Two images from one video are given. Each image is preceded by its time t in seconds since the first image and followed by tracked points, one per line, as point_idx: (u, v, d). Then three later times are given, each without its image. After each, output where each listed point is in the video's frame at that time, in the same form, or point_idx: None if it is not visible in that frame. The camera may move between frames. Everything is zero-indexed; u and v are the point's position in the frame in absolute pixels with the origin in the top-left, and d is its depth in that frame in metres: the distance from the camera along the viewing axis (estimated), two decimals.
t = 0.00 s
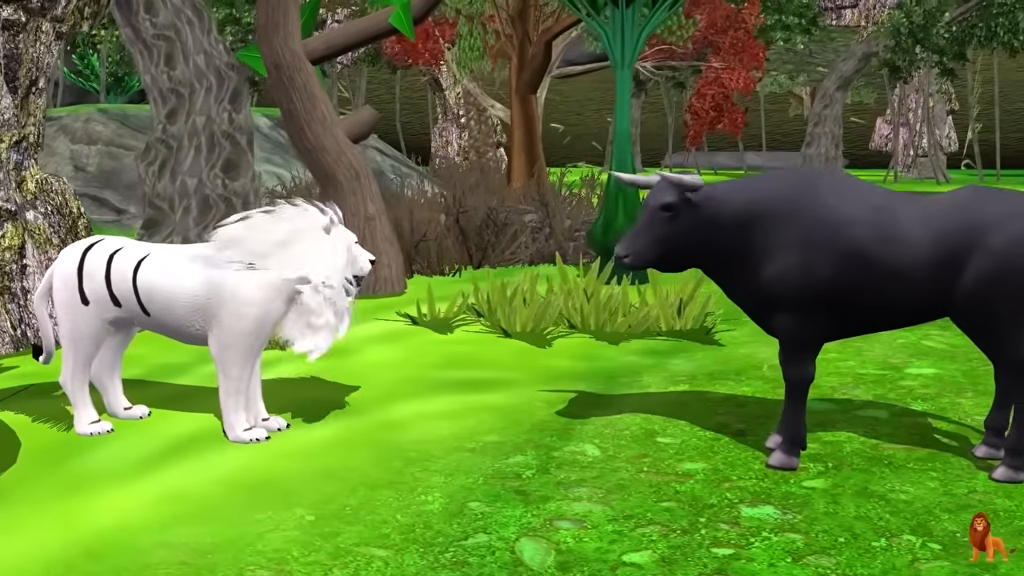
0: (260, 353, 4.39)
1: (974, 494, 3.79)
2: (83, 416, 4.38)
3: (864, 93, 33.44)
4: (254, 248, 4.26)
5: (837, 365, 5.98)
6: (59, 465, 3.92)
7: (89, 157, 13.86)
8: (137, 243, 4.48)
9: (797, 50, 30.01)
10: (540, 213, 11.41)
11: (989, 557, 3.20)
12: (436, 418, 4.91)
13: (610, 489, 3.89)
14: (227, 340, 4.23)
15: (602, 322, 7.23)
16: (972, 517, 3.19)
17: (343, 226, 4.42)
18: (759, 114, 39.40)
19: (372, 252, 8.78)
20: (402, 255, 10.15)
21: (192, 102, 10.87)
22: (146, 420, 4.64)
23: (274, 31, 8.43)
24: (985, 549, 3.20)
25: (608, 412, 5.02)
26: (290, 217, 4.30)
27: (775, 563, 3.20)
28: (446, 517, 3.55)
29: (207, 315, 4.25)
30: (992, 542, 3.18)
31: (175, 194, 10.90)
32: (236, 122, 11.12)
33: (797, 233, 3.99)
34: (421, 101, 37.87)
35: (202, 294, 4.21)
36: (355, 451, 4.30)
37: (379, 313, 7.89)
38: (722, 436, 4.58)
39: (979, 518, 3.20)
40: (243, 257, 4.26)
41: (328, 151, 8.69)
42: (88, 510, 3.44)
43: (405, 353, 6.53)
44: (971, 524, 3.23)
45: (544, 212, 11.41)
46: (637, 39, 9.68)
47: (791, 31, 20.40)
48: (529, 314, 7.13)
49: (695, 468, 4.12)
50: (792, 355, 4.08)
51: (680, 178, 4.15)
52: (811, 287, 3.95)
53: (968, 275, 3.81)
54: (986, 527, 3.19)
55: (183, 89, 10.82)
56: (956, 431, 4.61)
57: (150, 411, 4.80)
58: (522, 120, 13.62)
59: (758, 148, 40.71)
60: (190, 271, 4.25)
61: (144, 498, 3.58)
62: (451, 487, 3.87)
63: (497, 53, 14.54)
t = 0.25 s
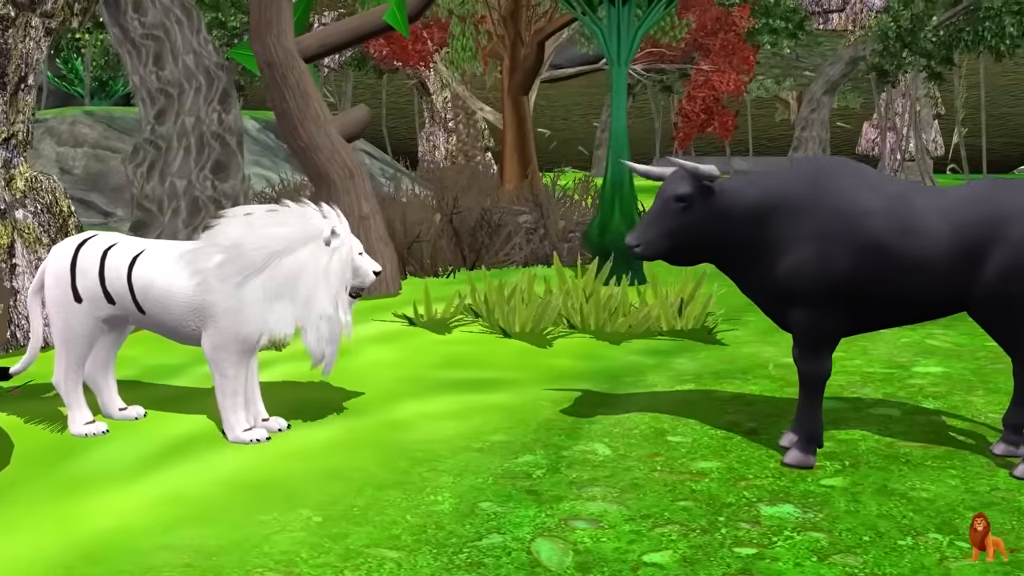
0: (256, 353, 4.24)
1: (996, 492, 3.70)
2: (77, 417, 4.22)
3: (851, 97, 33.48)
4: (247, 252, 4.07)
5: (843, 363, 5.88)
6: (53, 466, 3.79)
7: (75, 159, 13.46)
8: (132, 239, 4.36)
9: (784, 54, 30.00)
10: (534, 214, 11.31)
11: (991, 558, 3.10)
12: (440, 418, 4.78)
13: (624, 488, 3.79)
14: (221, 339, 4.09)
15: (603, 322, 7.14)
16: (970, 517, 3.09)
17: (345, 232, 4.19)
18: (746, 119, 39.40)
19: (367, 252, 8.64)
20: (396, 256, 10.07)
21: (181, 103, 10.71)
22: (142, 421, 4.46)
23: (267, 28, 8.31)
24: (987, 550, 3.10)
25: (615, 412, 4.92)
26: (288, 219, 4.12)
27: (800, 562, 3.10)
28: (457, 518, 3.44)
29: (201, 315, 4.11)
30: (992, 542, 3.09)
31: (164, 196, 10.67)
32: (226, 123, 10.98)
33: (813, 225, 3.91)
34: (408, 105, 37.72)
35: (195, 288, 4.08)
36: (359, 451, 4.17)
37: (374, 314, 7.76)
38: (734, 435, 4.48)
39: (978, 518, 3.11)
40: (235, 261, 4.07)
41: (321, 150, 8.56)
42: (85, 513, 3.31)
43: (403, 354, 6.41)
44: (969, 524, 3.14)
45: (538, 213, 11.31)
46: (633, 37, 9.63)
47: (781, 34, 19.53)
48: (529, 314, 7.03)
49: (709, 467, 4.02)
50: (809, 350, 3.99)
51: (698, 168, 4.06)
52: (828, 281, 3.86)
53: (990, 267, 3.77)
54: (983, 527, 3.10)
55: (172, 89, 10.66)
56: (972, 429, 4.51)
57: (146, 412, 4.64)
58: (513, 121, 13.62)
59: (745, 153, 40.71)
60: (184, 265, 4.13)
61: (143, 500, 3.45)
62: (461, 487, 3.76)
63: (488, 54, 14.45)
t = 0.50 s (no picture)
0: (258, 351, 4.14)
1: (1014, 491, 3.62)
2: (74, 417, 4.12)
3: (848, 100, 33.45)
4: (242, 242, 3.99)
5: (850, 361, 5.79)
6: (51, 467, 3.70)
7: (70, 161, 13.35)
8: (131, 235, 4.28)
9: (780, 57, 29.95)
10: (534, 214, 11.24)
11: (989, 557, 3.03)
12: (444, 418, 4.69)
13: (634, 488, 3.72)
14: (222, 337, 4.00)
15: (605, 322, 7.07)
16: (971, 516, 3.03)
17: (344, 221, 4.10)
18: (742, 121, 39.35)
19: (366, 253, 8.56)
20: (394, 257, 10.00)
21: (177, 103, 10.62)
22: (141, 421, 4.37)
23: (264, 26, 8.22)
24: (985, 549, 3.03)
25: (621, 411, 4.84)
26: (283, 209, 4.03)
27: (817, 562, 3.03)
28: (465, 518, 3.36)
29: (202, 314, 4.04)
30: (992, 542, 3.02)
31: (160, 197, 10.60)
32: (222, 123, 10.91)
33: (827, 219, 3.85)
34: (403, 108, 37.59)
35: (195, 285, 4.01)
36: (363, 451, 4.08)
37: (374, 315, 7.68)
38: (743, 434, 4.40)
39: (978, 517, 3.05)
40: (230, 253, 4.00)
41: (320, 149, 8.48)
42: (84, 514, 3.22)
43: (405, 354, 6.33)
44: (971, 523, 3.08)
45: (538, 213, 11.24)
46: (634, 36, 9.57)
47: (775, 36, 19.34)
48: (531, 314, 6.95)
49: (720, 467, 3.94)
50: (821, 347, 3.93)
51: (710, 161, 4.00)
52: (842, 276, 3.80)
53: (1006, 264, 3.71)
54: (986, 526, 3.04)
55: (168, 89, 10.56)
56: (986, 427, 4.43)
57: (145, 413, 4.54)
58: (512, 122, 13.63)
59: (742, 156, 40.67)
60: (184, 260, 4.05)
61: (143, 501, 3.36)
62: (468, 487, 3.68)
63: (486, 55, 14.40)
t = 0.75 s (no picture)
0: (269, 347, 4.10)
1: None
2: (78, 416, 4.12)
3: (869, 100, 33.14)
4: (231, 230, 3.96)
5: (865, 364, 5.66)
6: (53, 466, 3.69)
7: (87, 160, 13.43)
8: (137, 233, 4.27)
9: (800, 57, 29.69)
10: (548, 213, 11.18)
11: (988, 558, 2.98)
12: (450, 418, 4.65)
13: (639, 491, 3.67)
14: (231, 335, 3.97)
15: (617, 322, 7.01)
16: (971, 516, 2.96)
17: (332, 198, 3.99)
18: (760, 121, 39.07)
19: (378, 252, 8.54)
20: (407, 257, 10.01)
21: (192, 102, 10.64)
22: (144, 421, 4.35)
23: (276, 25, 8.20)
24: (985, 549, 2.98)
25: (629, 413, 4.79)
26: (269, 193, 4.00)
27: (823, 568, 2.97)
28: (466, 520, 3.32)
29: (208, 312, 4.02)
30: (993, 542, 2.96)
31: (176, 196, 10.71)
32: (237, 122, 10.93)
33: (836, 218, 3.78)
34: (422, 109, 37.61)
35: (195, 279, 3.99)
36: (367, 452, 4.05)
37: (385, 314, 7.66)
38: (752, 436, 4.34)
39: (978, 517, 2.98)
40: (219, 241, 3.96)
41: (333, 148, 8.46)
42: (82, 515, 3.20)
43: (415, 354, 6.30)
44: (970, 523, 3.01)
45: (552, 213, 11.18)
46: (648, 34, 9.51)
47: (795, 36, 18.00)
48: (542, 314, 6.93)
49: (728, 469, 3.89)
50: (831, 348, 3.87)
51: (716, 158, 3.95)
52: (851, 277, 3.74)
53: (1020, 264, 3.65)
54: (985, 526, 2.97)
55: (183, 89, 10.57)
56: (1000, 431, 4.34)
57: (151, 412, 4.53)
58: (528, 122, 13.68)
59: (762, 156, 40.40)
60: (185, 255, 4.03)
61: (143, 502, 3.35)
62: (471, 488, 3.64)
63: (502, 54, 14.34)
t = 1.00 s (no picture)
0: (274, 347, 4.07)
1: None
2: (83, 416, 4.11)
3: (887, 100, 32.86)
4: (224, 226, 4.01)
5: (877, 365, 5.58)
6: (55, 466, 3.68)
7: (102, 160, 13.49)
8: (145, 231, 4.25)
9: (818, 56, 29.47)
10: (560, 213, 11.14)
11: (989, 558, 2.97)
12: (455, 419, 4.61)
13: (643, 493, 3.62)
14: (234, 334, 3.95)
15: (627, 322, 6.97)
16: (970, 516, 2.95)
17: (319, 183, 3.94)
18: (777, 121, 38.84)
19: (389, 252, 8.53)
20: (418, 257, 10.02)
21: (205, 102, 10.67)
22: (149, 421, 4.35)
23: (289, 24, 8.19)
24: (985, 549, 2.96)
25: (636, 414, 4.74)
26: (260, 186, 4.01)
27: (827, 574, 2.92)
28: (467, 522, 3.29)
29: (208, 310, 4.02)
30: (992, 542, 2.95)
31: (189, 195, 10.76)
32: (251, 122, 10.95)
33: (845, 217, 3.72)
34: (438, 109, 37.60)
35: (193, 273, 4.00)
36: (370, 452, 4.02)
37: (395, 314, 7.65)
38: (760, 438, 4.29)
39: (978, 517, 2.97)
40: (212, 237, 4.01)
41: (344, 147, 8.46)
42: (81, 515, 3.19)
43: (424, 354, 6.27)
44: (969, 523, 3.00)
45: (565, 212, 11.14)
46: (661, 32, 9.45)
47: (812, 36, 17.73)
48: (551, 314, 6.90)
49: (734, 472, 3.84)
50: (840, 350, 3.81)
51: (722, 157, 3.89)
52: (861, 276, 3.68)
53: None
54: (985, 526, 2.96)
55: (196, 89, 10.61)
56: (1013, 434, 4.26)
57: (157, 411, 4.52)
58: (542, 122, 13.63)
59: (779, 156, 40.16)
60: (188, 253, 4.04)
61: (143, 502, 3.33)
62: (473, 490, 3.61)
63: (515, 53, 14.30)
